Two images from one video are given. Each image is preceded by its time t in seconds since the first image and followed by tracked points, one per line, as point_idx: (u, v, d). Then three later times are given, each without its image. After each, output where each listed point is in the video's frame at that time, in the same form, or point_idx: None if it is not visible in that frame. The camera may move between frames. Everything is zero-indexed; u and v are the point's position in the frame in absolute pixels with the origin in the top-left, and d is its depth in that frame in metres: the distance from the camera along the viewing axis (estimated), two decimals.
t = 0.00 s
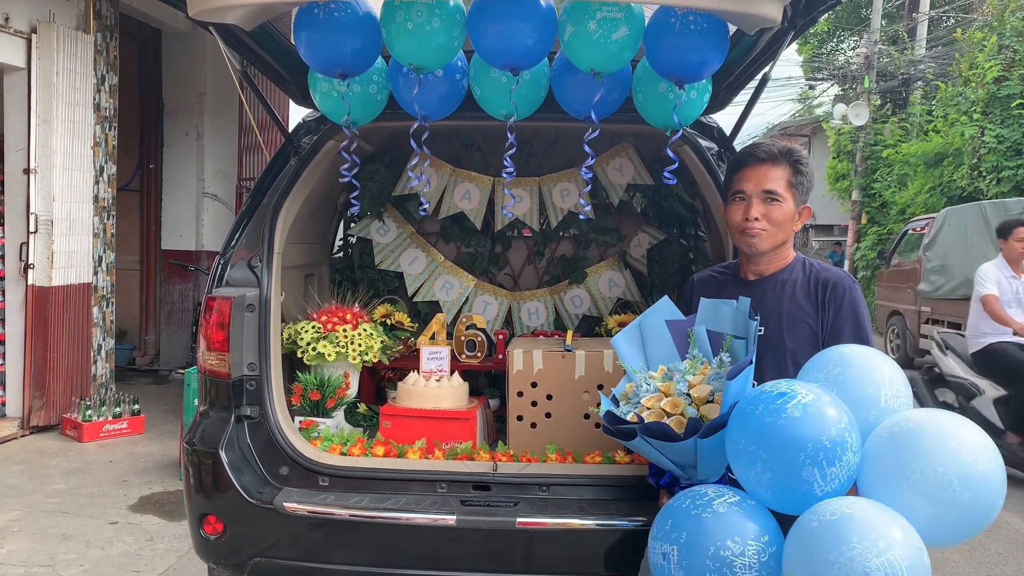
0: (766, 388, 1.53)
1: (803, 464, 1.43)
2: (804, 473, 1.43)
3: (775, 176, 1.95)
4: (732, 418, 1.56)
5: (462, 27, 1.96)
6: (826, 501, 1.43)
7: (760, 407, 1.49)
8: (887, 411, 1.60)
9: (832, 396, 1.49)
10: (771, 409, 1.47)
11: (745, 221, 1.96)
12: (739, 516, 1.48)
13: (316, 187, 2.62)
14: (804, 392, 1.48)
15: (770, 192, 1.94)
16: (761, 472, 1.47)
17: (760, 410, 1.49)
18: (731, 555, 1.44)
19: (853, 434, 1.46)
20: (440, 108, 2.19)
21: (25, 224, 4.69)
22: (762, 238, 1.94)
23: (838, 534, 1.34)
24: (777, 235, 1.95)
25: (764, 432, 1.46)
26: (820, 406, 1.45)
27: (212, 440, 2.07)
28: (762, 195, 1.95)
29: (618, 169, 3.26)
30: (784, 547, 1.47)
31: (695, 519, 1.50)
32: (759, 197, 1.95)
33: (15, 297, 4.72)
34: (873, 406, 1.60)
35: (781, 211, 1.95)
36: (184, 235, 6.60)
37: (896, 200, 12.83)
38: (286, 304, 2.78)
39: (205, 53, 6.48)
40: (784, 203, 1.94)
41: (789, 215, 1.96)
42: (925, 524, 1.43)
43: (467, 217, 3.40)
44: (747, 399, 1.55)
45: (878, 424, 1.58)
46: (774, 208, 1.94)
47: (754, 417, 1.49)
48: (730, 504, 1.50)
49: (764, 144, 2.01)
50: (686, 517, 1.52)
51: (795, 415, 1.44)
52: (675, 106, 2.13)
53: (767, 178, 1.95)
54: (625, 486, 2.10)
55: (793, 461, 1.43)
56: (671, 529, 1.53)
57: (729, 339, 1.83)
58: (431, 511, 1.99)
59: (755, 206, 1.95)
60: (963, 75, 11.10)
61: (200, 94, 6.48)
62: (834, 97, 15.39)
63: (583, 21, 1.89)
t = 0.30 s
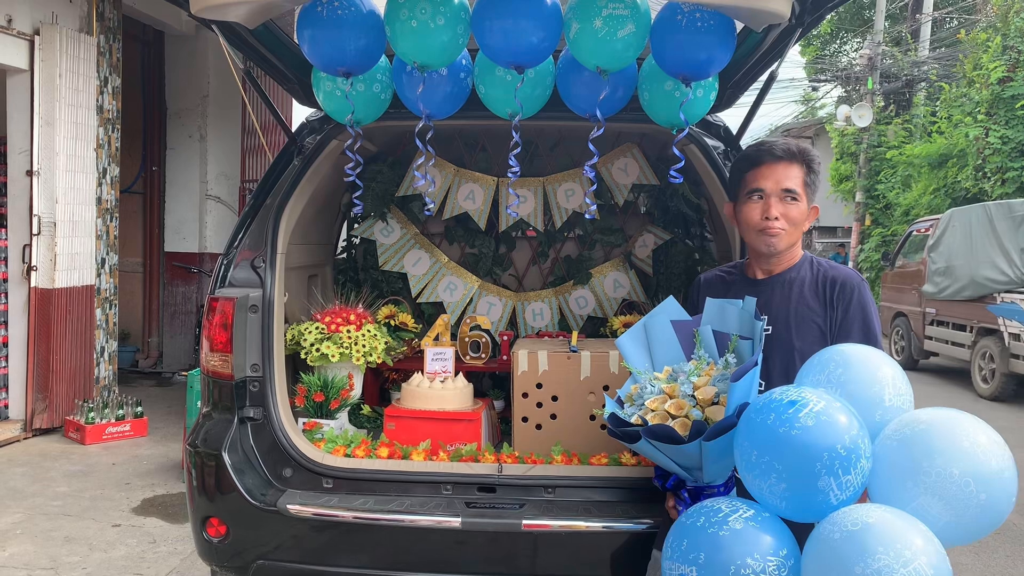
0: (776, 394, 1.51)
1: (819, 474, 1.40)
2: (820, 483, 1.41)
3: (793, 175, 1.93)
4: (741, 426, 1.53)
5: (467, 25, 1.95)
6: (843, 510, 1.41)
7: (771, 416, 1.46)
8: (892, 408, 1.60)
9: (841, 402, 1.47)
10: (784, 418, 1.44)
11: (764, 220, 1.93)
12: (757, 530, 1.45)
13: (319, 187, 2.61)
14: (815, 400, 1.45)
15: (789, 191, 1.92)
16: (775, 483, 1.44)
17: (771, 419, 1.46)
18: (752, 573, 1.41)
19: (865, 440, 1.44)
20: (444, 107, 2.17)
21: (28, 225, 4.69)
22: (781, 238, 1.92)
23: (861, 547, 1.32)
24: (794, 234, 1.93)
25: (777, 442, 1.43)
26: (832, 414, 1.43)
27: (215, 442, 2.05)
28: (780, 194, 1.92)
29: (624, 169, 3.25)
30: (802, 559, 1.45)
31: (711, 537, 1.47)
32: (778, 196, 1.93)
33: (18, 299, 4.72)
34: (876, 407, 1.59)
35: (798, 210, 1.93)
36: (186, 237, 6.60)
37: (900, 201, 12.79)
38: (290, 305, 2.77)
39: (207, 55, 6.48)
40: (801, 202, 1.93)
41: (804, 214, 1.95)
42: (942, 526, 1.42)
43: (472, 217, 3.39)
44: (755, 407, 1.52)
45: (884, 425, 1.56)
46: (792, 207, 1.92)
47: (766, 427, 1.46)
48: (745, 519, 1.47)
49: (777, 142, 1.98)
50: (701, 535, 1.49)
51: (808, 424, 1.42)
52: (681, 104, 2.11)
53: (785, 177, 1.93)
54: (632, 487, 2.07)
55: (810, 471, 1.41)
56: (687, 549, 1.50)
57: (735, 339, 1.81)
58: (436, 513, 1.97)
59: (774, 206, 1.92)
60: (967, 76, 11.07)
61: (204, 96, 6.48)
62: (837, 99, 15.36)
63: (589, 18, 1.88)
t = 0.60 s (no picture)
0: (778, 391, 1.50)
1: (809, 472, 1.39)
2: (810, 482, 1.40)
3: (799, 174, 1.91)
4: (741, 422, 1.52)
5: (467, 24, 1.94)
6: (831, 511, 1.39)
7: (769, 412, 1.45)
8: (905, 417, 1.57)
9: (848, 403, 1.45)
10: (780, 414, 1.43)
11: (771, 220, 1.91)
12: (740, 525, 1.44)
13: (318, 188, 2.60)
14: (815, 398, 1.44)
15: (796, 190, 1.90)
16: (766, 478, 1.44)
17: (768, 414, 1.45)
18: (728, 567, 1.41)
19: (864, 443, 1.42)
20: (444, 107, 2.16)
21: (28, 228, 4.67)
22: (789, 237, 1.90)
23: (838, 551, 1.31)
24: (801, 233, 1.92)
25: (771, 437, 1.42)
26: (830, 414, 1.41)
27: (216, 445, 2.04)
28: (787, 193, 1.91)
29: (625, 168, 3.23)
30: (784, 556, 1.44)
31: (693, 528, 1.47)
32: (785, 195, 1.91)
33: (18, 302, 4.71)
34: (889, 413, 1.57)
35: (805, 209, 1.92)
36: (187, 239, 6.59)
37: (901, 200, 12.78)
38: (290, 307, 2.76)
39: (207, 57, 6.48)
40: (807, 201, 1.92)
41: (811, 213, 1.94)
42: (934, 540, 1.40)
43: (472, 218, 3.38)
44: (756, 402, 1.51)
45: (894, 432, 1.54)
46: (799, 206, 1.91)
47: (762, 422, 1.45)
48: (729, 513, 1.46)
49: (782, 141, 1.97)
50: (685, 526, 1.49)
51: (804, 421, 1.40)
52: (684, 103, 2.09)
53: (792, 176, 1.91)
54: (635, 489, 2.06)
55: (800, 469, 1.40)
56: (669, 538, 1.50)
57: (738, 340, 1.79)
58: (439, 515, 1.96)
59: (781, 205, 1.91)
60: (967, 74, 11.06)
61: (204, 98, 6.48)
62: (838, 98, 15.35)
63: (590, 17, 1.87)
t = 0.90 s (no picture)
0: (793, 381, 1.49)
1: (834, 459, 1.37)
2: (835, 469, 1.38)
3: (801, 172, 1.91)
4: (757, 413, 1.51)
5: (466, 22, 1.94)
6: (857, 497, 1.37)
7: (788, 400, 1.44)
8: (915, 408, 1.57)
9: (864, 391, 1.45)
10: (800, 402, 1.42)
11: (771, 216, 1.90)
12: (765, 515, 1.42)
13: (317, 187, 2.59)
14: (833, 386, 1.43)
15: (798, 187, 1.90)
16: (790, 467, 1.41)
17: (787, 403, 1.44)
18: (757, 558, 1.38)
19: (883, 429, 1.41)
20: (444, 105, 2.16)
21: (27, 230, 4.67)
22: (789, 234, 1.89)
23: (872, 534, 1.29)
24: (802, 230, 1.91)
25: (794, 426, 1.40)
26: (849, 400, 1.40)
27: (216, 446, 2.03)
28: (789, 190, 1.90)
29: (625, 167, 3.23)
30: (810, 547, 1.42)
31: (717, 521, 1.44)
32: (786, 192, 1.90)
33: (17, 304, 4.71)
34: (900, 403, 1.56)
35: (806, 207, 1.91)
36: (186, 240, 6.58)
37: (900, 198, 12.77)
38: (290, 307, 2.75)
39: (206, 58, 6.48)
40: (809, 198, 1.91)
41: (812, 211, 1.93)
42: (960, 525, 1.39)
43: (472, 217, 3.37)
44: (772, 393, 1.50)
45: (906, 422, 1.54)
46: (800, 204, 1.90)
47: (782, 411, 1.43)
48: (753, 504, 1.44)
49: (785, 138, 1.96)
50: (708, 519, 1.46)
51: (826, 408, 1.39)
52: (684, 100, 2.09)
53: (794, 173, 1.91)
54: (636, 487, 2.05)
55: (825, 456, 1.38)
56: (694, 532, 1.47)
57: (743, 336, 1.79)
58: (440, 515, 1.95)
59: (782, 201, 1.90)
60: (966, 72, 11.05)
61: (202, 99, 6.47)
62: (836, 96, 15.36)
63: (589, 15, 1.86)
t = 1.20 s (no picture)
0: (717, 434, 1.48)
1: (763, 515, 1.38)
2: (767, 523, 1.38)
3: (800, 168, 1.91)
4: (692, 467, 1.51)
5: (468, 20, 1.94)
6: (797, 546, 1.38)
7: (711, 462, 1.44)
8: (858, 417, 1.53)
9: (792, 432, 1.42)
10: (722, 462, 1.42)
11: (770, 211, 1.91)
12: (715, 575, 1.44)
13: (318, 185, 2.59)
14: (751, 436, 1.41)
15: (797, 183, 1.90)
16: (725, 524, 1.42)
17: (710, 463, 1.44)
18: None
19: (812, 469, 1.39)
20: (445, 103, 2.16)
21: (27, 230, 4.66)
22: (788, 229, 1.90)
23: None
24: (802, 226, 1.91)
25: (720, 489, 1.41)
26: (768, 452, 1.39)
27: (219, 444, 2.04)
28: (789, 186, 1.90)
29: (626, 164, 3.24)
30: None
31: None
32: (786, 188, 1.90)
33: (17, 303, 4.71)
34: (841, 417, 1.53)
35: (807, 202, 1.91)
36: (186, 239, 6.58)
37: (899, 195, 12.79)
38: (292, 305, 2.76)
39: (205, 57, 6.47)
40: (809, 194, 1.91)
41: (812, 207, 1.93)
42: (906, 546, 1.38)
43: (473, 215, 3.38)
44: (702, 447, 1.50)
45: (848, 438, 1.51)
46: (800, 199, 1.90)
47: (708, 473, 1.44)
48: (704, 565, 1.46)
49: (785, 134, 1.96)
50: None
51: (742, 466, 1.39)
52: (685, 98, 2.09)
53: (793, 169, 1.91)
54: (639, 483, 2.05)
55: (753, 514, 1.38)
56: None
57: (744, 332, 1.79)
58: (444, 512, 1.96)
59: (781, 197, 1.90)
60: (965, 69, 11.06)
61: (202, 98, 6.47)
62: (835, 94, 15.37)
63: (591, 12, 1.86)
